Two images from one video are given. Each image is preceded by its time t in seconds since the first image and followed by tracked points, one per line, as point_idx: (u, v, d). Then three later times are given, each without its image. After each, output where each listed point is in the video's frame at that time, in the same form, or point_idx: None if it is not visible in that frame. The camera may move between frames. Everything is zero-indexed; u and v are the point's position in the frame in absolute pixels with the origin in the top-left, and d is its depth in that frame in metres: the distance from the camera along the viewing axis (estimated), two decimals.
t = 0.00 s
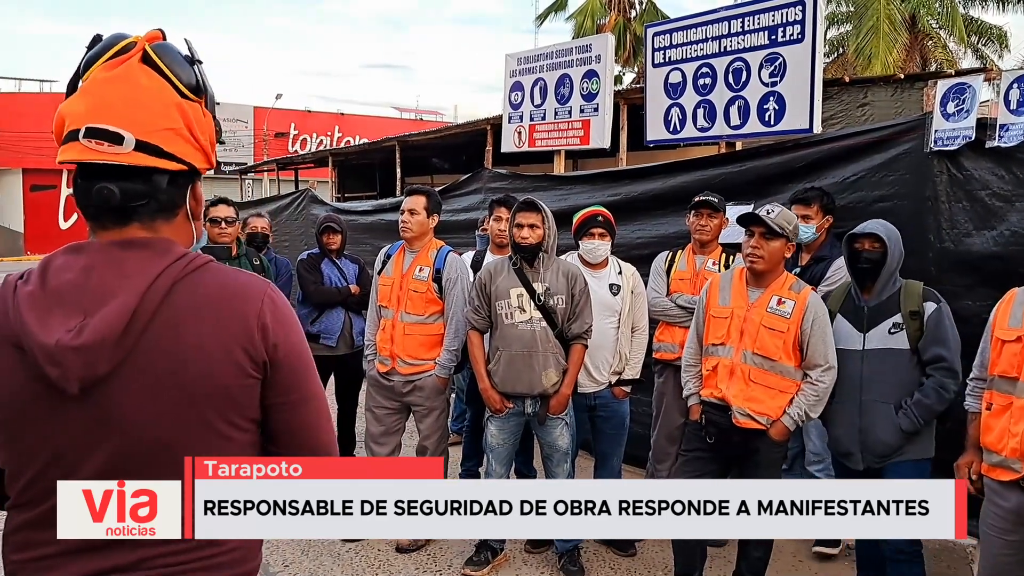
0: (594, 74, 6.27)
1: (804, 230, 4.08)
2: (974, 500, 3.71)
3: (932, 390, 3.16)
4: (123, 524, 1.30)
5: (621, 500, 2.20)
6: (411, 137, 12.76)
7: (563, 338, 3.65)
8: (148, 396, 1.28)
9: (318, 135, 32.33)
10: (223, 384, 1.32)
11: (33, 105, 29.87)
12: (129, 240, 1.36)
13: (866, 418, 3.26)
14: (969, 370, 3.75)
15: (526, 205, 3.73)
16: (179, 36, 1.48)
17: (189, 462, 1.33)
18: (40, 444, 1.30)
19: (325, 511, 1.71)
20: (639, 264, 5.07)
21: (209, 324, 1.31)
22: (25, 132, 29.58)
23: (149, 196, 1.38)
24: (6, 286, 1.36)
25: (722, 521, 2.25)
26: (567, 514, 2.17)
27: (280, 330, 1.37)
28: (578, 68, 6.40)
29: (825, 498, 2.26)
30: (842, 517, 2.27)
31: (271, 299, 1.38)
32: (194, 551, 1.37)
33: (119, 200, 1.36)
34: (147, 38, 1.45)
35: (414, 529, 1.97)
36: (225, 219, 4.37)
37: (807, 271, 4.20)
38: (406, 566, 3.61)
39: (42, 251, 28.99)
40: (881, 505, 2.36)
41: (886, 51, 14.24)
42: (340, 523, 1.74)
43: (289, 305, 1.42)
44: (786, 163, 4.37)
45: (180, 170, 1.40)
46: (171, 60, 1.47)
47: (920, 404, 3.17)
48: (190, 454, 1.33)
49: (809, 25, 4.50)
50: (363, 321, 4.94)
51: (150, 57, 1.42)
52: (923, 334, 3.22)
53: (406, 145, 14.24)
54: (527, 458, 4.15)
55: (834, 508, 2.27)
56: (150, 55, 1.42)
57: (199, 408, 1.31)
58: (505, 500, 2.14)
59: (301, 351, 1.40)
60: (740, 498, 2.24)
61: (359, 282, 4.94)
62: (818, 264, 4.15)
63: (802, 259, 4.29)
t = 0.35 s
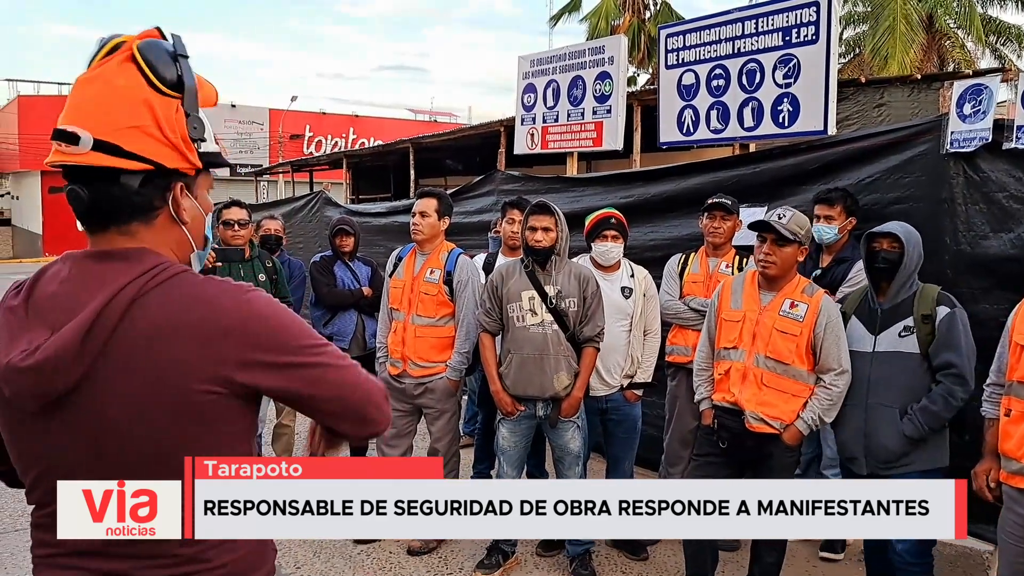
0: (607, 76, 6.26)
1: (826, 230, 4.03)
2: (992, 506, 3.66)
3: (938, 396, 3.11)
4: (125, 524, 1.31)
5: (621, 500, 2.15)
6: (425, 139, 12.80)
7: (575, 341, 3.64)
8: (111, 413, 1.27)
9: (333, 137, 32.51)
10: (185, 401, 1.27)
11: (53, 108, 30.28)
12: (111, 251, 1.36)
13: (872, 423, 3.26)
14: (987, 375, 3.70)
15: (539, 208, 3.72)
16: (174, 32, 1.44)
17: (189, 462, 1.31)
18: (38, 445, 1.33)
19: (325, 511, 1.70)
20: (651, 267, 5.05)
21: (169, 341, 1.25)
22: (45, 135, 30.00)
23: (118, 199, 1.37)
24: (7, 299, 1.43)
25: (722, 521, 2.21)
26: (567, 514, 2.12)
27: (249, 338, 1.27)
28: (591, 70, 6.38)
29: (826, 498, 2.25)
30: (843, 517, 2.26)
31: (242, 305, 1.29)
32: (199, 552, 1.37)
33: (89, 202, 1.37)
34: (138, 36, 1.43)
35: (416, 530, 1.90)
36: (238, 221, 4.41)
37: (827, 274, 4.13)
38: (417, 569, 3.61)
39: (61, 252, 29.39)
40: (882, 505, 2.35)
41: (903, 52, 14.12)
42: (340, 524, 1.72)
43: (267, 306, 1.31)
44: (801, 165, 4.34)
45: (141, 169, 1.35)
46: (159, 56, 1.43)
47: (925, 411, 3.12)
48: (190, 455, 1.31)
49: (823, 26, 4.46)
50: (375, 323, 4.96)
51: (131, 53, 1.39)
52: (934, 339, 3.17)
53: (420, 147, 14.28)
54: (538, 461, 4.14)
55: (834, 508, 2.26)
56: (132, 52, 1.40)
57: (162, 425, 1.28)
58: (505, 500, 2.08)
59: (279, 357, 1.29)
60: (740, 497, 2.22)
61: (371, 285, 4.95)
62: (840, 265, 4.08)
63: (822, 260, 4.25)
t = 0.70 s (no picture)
0: (613, 77, 6.24)
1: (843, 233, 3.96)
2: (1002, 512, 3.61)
3: (942, 401, 3.08)
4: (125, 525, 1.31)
5: (621, 500, 2.11)
6: (432, 141, 12.81)
7: (579, 344, 3.63)
8: (95, 413, 1.27)
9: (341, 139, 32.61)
10: (168, 397, 1.27)
11: (64, 111, 30.52)
12: (97, 249, 1.36)
13: (874, 427, 3.24)
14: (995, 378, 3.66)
15: (545, 211, 3.71)
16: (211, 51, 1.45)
17: (189, 463, 1.32)
18: (36, 439, 1.33)
19: (325, 511, 1.69)
20: (657, 268, 5.03)
21: (148, 338, 1.25)
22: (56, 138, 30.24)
23: (128, 197, 1.36)
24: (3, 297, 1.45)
25: (721, 522, 2.18)
26: (567, 514, 2.07)
27: (228, 329, 1.25)
28: (597, 71, 6.37)
29: (826, 498, 2.23)
30: (843, 517, 2.23)
31: (220, 298, 1.27)
32: (192, 553, 1.37)
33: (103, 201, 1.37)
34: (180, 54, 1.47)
35: (415, 531, 1.85)
36: (243, 223, 4.42)
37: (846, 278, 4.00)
38: (421, 571, 3.61)
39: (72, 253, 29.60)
40: (881, 505, 2.33)
41: (913, 52, 14.02)
42: (340, 524, 1.71)
43: (245, 293, 1.28)
44: (807, 167, 4.32)
45: (152, 168, 1.34)
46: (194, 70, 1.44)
47: (929, 415, 3.10)
48: (190, 455, 1.32)
49: (830, 26, 4.43)
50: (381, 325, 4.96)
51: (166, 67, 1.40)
52: (937, 344, 3.14)
53: (427, 149, 14.30)
54: (543, 464, 4.12)
55: (834, 508, 2.24)
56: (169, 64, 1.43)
57: (147, 423, 1.28)
58: (505, 500, 2.02)
59: (259, 345, 1.27)
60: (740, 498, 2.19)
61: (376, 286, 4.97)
62: (857, 269, 3.97)
63: (839, 265, 4.12)
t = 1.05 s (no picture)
0: (619, 77, 6.21)
1: (861, 235, 3.89)
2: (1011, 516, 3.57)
3: (953, 402, 3.04)
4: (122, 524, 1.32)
5: (621, 500, 2.14)
6: (441, 142, 12.83)
7: (583, 345, 3.62)
8: (93, 405, 1.27)
9: (351, 140, 32.72)
10: (162, 397, 1.26)
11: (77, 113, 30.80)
12: (107, 244, 1.37)
13: (886, 429, 3.20)
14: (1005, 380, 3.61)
15: (550, 211, 3.70)
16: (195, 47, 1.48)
17: (189, 462, 1.32)
18: (32, 431, 1.32)
19: (325, 511, 1.65)
20: (663, 269, 5.01)
21: (151, 333, 1.25)
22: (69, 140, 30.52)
23: (120, 193, 1.36)
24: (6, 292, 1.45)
25: (722, 522, 2.20)
26: (567, 514, 2.10)
27: (231, 339, 1.26)
28: (603, 72, 6.36)
29: (827, 498, 2.26)
30: (844, 517, 2.25)
31: (229, 306, 1.28)
32: (186, 551, 1.38)
33: (92, 196, 1.36)
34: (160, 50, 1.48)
35: (413, 530, 1.86)
36: (248, 224, 4.43)
37: (859, 280, 3.96)
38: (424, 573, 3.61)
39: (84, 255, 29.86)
40: (882, 505, 2.34)
41: (924, 52, 13.92)
42: (340, 524, 1.67)
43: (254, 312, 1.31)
44: (813, 167, 4.29)
45: (141, 163, 1.35)
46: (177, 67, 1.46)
47: (940, 417, 3.06)
48: (190, 455, 1.32)
49: (837, 26, 4.40)
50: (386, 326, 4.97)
51: (151, 63, 1.42)
52: (946, 345, 3.11)
53: (436, 150, 14.33)
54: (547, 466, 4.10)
55: (834, 508, 2.27)
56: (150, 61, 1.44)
57: (141, 420, 1.27)
58: (505, 500, 2.07)
59: (259, 362, 1.28)
60: (740, 498, 2.22)
61: (381, 287, 5.00)
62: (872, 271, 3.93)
63: (854, 267, 4.04)
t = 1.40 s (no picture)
0: (624, 78, 6.19)
1: (865, 237, 3.82)
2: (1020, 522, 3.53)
3: (963, 407, 3.00)
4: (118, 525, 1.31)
5: (621, 500, 2.12)
6: (448, 144, 12.82)
7: (585, 348, 3.60)
8: (69, 409, 1.25)
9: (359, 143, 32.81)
10: (135, 405, 1.24)
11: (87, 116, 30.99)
12: (93, 249, 1.37)
13: (894, 436, 3.17)
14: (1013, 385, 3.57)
15: (552, 213, 3.69)
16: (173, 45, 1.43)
17: (189, 462, 1.32)
18: (9, 434, 1.31)
19: (325, 511, 1.68)
20: (668, 272, 4.98)
21: (130, 340, 1.24)
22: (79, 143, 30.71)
23: (104, 206, 1.36)
24: None
25: (722, 522, 2.17)
26: (567, 515, 2.08)
27: (212, 350, 1.26)
28: (608, 73, 6.34)
29: (826, 498, 2.25)
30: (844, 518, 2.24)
31: (209, 318, 1.28)
32: (164, 561, 1.35)
33: (80, 211, 1.37)
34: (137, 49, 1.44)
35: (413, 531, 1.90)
36: (251, 227, 4.44)
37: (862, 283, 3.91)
38: None
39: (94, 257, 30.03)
40: (882, 505, 2.32)
41: (935, 53, 13.81)
42: (340, 524, 1.71)
43: (235, 326, 1.31)
44: (818, 169, 4.26)
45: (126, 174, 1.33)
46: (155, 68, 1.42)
47: (950, 422, 3.03)
48: (191, 454, 1.32)
49: (843, 26, 4.36)
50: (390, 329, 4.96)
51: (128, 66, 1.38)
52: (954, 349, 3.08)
53: (443, 152, 14.34)
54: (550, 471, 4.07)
55: (834, 508, 2.26)
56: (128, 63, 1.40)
57: (116, 427, 1.25)
58: (505, 500, 2.05)
59: (236, 377, 1.28)
60: (741, 498, 2.18)
61: (385, 290, 4.99)
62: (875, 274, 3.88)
63: (856, 269, 4.02)
